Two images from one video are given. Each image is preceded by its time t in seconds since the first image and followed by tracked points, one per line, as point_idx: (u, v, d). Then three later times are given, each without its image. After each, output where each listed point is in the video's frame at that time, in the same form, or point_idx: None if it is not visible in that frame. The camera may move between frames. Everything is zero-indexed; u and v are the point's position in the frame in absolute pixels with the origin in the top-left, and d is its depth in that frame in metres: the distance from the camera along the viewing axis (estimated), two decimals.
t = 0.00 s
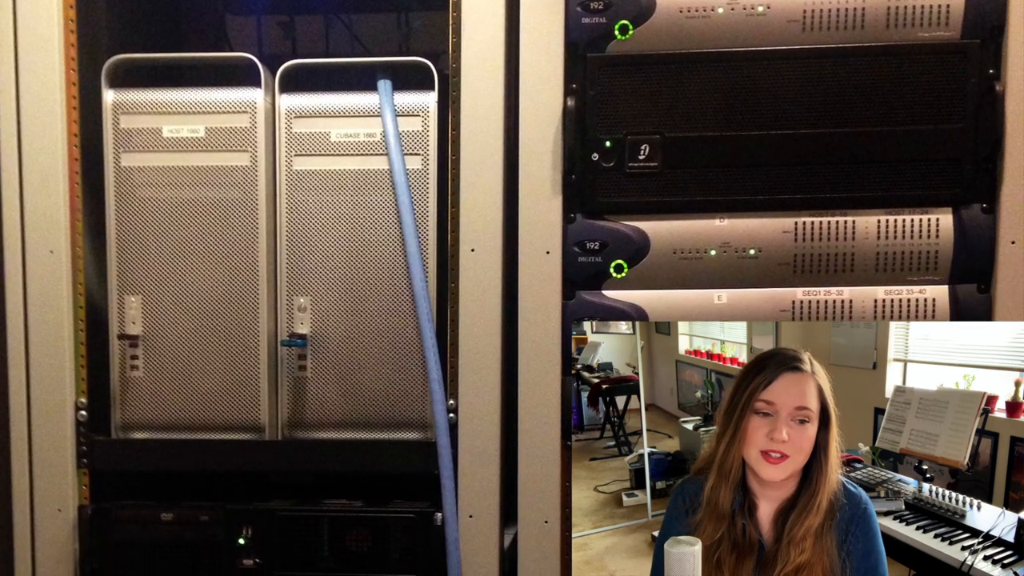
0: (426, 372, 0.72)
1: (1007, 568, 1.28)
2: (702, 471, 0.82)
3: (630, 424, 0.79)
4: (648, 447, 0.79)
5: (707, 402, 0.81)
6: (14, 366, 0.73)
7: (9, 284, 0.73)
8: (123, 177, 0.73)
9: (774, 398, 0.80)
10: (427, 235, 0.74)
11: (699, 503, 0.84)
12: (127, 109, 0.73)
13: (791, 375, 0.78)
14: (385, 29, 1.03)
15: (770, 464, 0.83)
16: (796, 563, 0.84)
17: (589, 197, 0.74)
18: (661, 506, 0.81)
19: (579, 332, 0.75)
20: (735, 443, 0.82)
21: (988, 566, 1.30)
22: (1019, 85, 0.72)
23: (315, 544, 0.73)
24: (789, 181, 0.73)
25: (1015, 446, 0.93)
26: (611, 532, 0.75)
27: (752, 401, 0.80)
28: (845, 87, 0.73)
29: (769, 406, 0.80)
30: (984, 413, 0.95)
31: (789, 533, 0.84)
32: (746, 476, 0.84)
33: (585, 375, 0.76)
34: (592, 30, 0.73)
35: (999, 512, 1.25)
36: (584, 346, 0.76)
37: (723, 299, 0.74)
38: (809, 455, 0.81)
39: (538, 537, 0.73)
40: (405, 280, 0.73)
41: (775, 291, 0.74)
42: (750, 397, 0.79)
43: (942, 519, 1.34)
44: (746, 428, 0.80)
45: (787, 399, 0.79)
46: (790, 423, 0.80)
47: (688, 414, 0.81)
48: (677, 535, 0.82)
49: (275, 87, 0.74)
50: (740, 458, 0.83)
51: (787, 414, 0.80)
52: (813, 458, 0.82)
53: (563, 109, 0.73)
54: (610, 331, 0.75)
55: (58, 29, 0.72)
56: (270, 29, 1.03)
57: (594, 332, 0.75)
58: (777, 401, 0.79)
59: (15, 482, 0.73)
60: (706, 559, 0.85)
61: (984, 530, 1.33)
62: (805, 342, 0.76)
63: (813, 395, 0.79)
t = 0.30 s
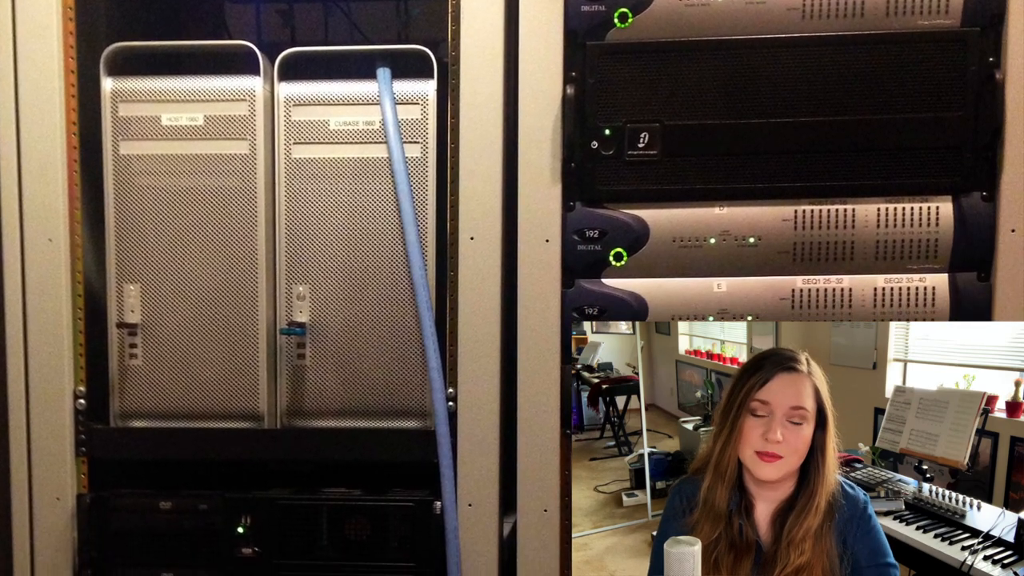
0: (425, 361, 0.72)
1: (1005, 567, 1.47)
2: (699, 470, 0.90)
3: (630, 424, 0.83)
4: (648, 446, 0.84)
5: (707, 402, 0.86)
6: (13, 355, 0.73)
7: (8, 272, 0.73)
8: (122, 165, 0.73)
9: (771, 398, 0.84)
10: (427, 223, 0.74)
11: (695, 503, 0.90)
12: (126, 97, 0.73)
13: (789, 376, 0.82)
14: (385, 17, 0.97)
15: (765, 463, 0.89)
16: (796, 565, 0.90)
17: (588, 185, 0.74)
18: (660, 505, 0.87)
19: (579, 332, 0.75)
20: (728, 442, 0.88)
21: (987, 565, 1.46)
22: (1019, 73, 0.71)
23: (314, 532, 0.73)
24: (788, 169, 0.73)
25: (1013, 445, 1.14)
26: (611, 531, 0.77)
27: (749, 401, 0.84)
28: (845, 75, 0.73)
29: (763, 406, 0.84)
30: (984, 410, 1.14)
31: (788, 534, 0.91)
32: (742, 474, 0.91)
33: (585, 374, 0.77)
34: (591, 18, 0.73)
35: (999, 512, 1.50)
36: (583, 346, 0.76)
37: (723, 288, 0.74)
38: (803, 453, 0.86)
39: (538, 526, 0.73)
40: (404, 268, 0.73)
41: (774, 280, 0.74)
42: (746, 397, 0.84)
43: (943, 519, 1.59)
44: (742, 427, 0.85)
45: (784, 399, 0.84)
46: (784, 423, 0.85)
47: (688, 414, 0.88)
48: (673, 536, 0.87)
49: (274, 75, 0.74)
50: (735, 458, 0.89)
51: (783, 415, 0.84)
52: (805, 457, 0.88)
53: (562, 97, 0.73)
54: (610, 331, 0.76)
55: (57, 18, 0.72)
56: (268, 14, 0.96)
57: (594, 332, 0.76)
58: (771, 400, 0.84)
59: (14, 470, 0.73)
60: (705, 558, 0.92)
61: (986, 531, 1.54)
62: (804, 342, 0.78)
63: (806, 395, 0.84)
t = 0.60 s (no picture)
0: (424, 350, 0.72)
1: (1005, 567, 1.51)
2: (696, 471, 0.97)
3: (629, 424, 0.94)
4: (647, 445, 0.93)
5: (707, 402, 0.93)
6: (11, 343, 0.73)
7: (6, 261, 0.73)
8: (121, 153, 0.73)
9: (769, 399, 0.89)
10: (426, 211, 0.74)
11: (694, 505, 0.97)
12: (125, 85, 0.73)
13: (784, 375, 0.88)
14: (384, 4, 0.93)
15: (764, 463, 0.94)
16: (796, 563, 0.96)
17: (587, 173, 0.74)
18: (660, 505, 0.97)
19: (579, 332, 0.76)
20: (729, 442, 0.93)
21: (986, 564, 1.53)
22: (1019, 60, 0.71)
23: (313, 521, 0.73)
24: (788, 157, 0.73)
25: (1014, 449, 1.48)
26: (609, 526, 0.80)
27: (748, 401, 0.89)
28: (845, 62, 0.72)
29: (762, 405, 0.89)
30: (984, 411, 1.52)
31: (789, 533, 0.97)
32: (739, 475, 0.97)
33: (585, 375, 0.80)
34: (590, 5, 0.73)
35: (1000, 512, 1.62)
36: (584, 346, 0.78)
37: (723, 276, 0.74)
38: (801, 452, 0.92)
39: (537, 515, 0.73)
40: (403, 256, 0.73)
41: (774, 268, 0.74)
42: (745, 397, 0.89)
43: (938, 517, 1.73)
44: (743, 427, 0.90)
45: (781, 400, 0.89)
46: (782, 423, 0.90)
47: (689, 413, 0.96)
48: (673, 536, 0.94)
49: (274, 63, 0.73)
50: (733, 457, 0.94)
51: (781, 414, 0.90)
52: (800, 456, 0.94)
53: (562, 85, 0.73)
54: (611, 332, 0.76)
55: (55, 5, 0.72)
56: None
57: (594, 332, 0.76)
58: (770, 401, 0.89)
59: (13, 459, 0.73)
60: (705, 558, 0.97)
61: (987, 531, 1.64)
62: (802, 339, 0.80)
63: (802, 395, 0.90)
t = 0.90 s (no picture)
0: (423, 337, 0.72)
1: (1005, 567, 1.49)
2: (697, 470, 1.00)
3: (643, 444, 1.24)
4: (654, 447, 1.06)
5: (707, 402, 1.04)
6: (10, 332, 0.73)
7: (5, 249, 0.73)
8: (120, 141, 0.73)
9: (768, 398, 0.90)
10: (425, 200, 0.74)
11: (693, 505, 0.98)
12: (123, 74, 0.73)
13: (785, 376, 0.90)
14: None
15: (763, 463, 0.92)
16: (795, 564, 0.94)
17: (586, 162, 0.74)
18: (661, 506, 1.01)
19: (579, 332, 0.77)
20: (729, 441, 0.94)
21: (985, 563, 1.50)
22: (1019, 48, 0.71)
23: (311, 509, 0.73)
24: (788, 145, 0.73)
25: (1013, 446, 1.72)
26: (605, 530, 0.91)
27: (747, 402, 0.91)
28: (845, 50, 0.72)
29: (761, 404, 0.90)
30: (984, 411, 1.58)
31: (788, 534, 0.95)
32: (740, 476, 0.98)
33: (585, 374, 0.88)
34: None
35: (1002, 512, 1.66)
36: (583, 345, 0.83)
37: (722, 265, 0.74)
38: (800, 453, 0.90)
39: (536, 503, 0.73)
40: (402, 245, 0.73)
41: (774, 257, 0.74)
42: (745, 396, 0.91)
43: (943, 519, 1.72)
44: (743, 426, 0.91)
45: (780, 399, 0.90)
46: (781, 422, 0.90)
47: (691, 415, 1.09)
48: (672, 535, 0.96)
49: (273, 51, 0.73)
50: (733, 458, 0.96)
51: (780, 414, 0.90)
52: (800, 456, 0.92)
53: (561, 73, 0.73)
54: (610, 331, 0.77)
55: None
56: None
57: (594, 332, 0.77)
58: (769, 400, 0.90)
59: (12, 447, 0.73)
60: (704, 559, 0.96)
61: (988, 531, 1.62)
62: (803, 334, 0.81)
63: (803, 395, 0.90)
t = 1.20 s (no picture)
0: (422, 326, 0.72)
1: (1005, 567, 1.60)
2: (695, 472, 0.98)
3: (630, 424, 0.99)
4: (648, 447, 1.00)
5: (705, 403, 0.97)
6: (8, 320, 0.73)
7: (3, 237, 0.73)
8: (119, 129, 0.73)
9: (766, 398, 0.89)
10: (424, 189, 0.74)
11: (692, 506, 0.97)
12: (122, 61, 0.73)
13: (782, 375, 0.89)
14: None
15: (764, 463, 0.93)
16: (796, 564, 0.93)
17: (586, 149, 0.74)
18: (659, 506, 1.00)
19: (579, 332, 0.76)
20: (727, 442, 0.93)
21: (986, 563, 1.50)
22: (1019, 36, 0.71)
23: (310, 498, 0.73)
24: (788, 134, 0.73)
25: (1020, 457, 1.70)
26: (611, 531, 0.93)
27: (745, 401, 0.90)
28: (845, 38, 0.72)
29: (759, 404, 0.89)
30: (984, 411, 1.53)
31: (787, 534, 0.93)
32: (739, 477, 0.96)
33: (585, 375, 0.78)
34: None
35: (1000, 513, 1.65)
36: (583, 346, 0.77)
37: (722, 253, 0.74)
38: (799, 453, 0.90)
39: (536, 492, 0.72)
40: (401, 233, 0.73)
41: (774, 245, 0.74)
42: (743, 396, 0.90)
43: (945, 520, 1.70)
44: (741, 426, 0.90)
45: (778, 399, 0.89)
46: (780, 422, 0.89)
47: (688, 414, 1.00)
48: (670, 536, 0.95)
49: (272, 39, 0.73)
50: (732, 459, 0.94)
51: (779, 414, 0.89)
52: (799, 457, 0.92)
53: (560, 61, 0.73)
54: (610, 331, 0.75)
55: None
56: None
57: (594, 332, 0.75)
58: (768, 400, 0.89)
59: (11, 435, 0.73)
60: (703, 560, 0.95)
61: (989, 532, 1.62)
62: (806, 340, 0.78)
63: (802, 395, 0.90)
